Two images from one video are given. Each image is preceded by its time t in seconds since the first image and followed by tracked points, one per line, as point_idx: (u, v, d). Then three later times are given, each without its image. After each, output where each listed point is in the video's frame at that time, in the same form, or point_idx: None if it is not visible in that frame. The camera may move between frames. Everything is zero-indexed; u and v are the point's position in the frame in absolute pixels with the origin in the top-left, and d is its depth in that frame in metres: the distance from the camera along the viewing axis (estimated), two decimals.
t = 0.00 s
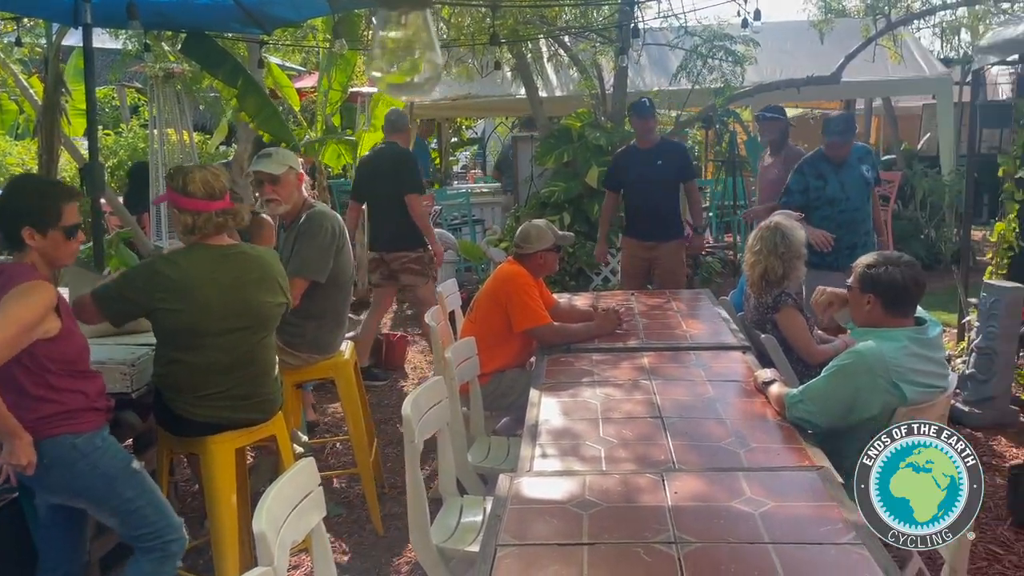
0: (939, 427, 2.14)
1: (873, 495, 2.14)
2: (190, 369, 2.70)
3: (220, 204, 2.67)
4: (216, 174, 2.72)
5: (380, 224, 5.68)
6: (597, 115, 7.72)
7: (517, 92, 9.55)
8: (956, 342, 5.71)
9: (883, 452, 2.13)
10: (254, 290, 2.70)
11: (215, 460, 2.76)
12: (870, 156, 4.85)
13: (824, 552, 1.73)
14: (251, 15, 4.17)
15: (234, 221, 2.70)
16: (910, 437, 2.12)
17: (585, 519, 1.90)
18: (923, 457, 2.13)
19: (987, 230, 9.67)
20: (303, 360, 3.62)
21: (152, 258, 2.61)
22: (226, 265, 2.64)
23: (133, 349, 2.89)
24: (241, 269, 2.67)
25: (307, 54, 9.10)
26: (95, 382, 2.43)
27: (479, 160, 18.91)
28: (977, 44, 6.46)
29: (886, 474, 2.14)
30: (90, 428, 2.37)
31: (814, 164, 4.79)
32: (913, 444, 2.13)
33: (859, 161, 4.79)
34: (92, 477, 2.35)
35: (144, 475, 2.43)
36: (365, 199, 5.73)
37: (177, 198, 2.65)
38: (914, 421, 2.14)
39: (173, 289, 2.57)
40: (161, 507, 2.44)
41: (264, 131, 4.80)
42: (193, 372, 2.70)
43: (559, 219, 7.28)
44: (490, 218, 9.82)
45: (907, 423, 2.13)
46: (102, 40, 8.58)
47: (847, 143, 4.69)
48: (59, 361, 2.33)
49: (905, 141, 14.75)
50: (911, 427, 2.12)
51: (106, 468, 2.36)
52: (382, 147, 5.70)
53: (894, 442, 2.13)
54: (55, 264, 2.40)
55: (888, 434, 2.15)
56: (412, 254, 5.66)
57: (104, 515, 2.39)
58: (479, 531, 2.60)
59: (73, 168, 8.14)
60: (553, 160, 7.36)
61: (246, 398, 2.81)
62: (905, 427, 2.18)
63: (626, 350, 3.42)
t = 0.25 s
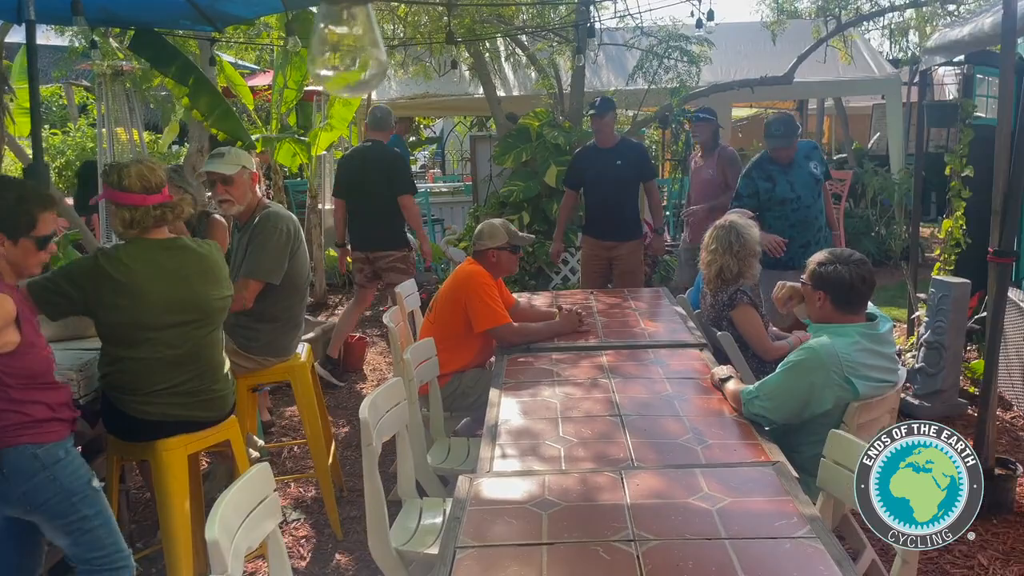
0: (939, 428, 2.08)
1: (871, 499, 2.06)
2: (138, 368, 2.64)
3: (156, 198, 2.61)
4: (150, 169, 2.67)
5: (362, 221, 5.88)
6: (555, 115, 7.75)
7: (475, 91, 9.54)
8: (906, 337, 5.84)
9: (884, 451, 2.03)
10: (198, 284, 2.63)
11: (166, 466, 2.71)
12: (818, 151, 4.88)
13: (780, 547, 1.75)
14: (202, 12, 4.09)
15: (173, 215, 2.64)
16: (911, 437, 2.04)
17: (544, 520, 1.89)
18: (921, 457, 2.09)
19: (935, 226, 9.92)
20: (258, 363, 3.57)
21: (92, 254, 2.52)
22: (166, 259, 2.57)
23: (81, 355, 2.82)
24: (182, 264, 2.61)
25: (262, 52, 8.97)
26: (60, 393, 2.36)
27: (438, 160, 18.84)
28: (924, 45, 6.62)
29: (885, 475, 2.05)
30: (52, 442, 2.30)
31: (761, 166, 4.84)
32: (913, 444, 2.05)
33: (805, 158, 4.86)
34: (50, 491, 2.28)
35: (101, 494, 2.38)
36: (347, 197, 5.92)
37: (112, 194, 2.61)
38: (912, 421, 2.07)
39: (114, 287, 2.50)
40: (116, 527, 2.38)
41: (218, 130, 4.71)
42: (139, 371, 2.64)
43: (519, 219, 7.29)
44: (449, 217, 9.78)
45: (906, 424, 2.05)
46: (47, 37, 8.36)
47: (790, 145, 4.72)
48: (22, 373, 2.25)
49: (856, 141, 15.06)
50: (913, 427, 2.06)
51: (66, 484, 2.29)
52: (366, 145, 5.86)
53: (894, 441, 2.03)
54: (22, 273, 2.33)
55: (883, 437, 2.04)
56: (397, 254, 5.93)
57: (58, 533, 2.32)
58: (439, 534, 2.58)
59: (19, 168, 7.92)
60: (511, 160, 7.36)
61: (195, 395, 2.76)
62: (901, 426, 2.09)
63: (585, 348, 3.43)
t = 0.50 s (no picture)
0: (938, 427, 2.07)
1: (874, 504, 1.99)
2: (85, 368, 2.59)
3: (93, 194, 2.59)
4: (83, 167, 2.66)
5: (334, 218, 5.94)
6: (513, 114, 7.75)
7: (432, 90, 9.50)
8: (858, 332, 5.96)
9: (889, 452, 2.01)
10: (144, 282, 2.59)
11: (118, 473, 2.64)
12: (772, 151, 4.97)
13: (737, 541, 1.77)
14: (151, 9, 4.00)
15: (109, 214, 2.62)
16: (916, 436, 2.05)
17: (504, 519, 1.89)
18: (921, 455, 2.08)
19: (884, 224, 10.15)
20: (211, 366, 3.51)
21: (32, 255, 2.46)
22: (109, 257, 2.52)
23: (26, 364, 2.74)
24: (126, 261, 2.55)
25: (214, 50, 8.82)
26: (40, 408, 2.31)
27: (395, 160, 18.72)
28: (873, 46, 6.77)
29: (887, 474, 2.00)
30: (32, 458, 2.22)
31: (717, 165, 4.92)
32: (918, 443, 2.07)
33: (761, 157, 4.92)
34: (25, 509, 2.17)
35: (78, 515, 2.28)
36: (318, 194, 5.97)
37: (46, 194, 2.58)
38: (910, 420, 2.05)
39: (57, 288, 2.44)
40: (90, 550, 2.29)
41: (170, 129, 4.60)
42: (87, 372, 2.60)
43: (477, 218, 7.28)
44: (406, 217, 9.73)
45: (907, 421, 2.03)
46: None
47: (745, 144, 4.78)
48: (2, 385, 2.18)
49: (807, 140, 15.35)
50: (914, 425, 2.04)
51: (44, 500, 2.20)
52: (338, 143, 5.89)
53: (901, 443, 2.02)
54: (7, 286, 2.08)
55: (885, 433, 1.99)
56: (368, 253, 6.05)
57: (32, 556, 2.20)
58: (399, 536, 2.56)
59: None
60: (469, 159, 7.34)
61: (147, 394, 2.72)
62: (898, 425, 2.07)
63: (544, 347, 3.43)
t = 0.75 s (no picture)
0: (938, 431, 3.33)
1: (875, 491, 3.39)
2: (30, 368, 2.58)
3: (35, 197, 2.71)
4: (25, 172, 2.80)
5: (299, 218, 5.83)
6: (473, 113, 7.73)
7: (392, 89, 9.44)
8: (814, 328, 6.06)
9: (888, 451, 3.26)
10: (87, 282, 2.56)
11: (70, 481, 2.56)
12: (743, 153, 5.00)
13: (698, 537, 1.78)
14: (101, 6, 3.91)
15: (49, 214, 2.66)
16: (910, 440, 3.27)
17: (467, 521, 1.88)
18: (922, 456, 3.28)
19: (838, 222, 10.34)
20: (166, 371, 3.44)
21: None
22: (53, 258, 2.50)
23: None
24: (75, 263, 2.54)
25: (167, 47, 8.65)
26: (22, 417, 2.26)
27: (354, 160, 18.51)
28: (827, 46, 6.88)
29: (886, 469, 3.31)
30: (14, 463, 2.11)
31: (683, 165, 4.96)
32: (915, 445, 3.27)
33: (728, 158, 4.95)
34: None
35: (45, 530, 2.23)
36: (283, 194, 5.83)
37: None
38: (906, 430, 3.28)
39: None
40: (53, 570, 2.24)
41: (121, 128, 4.49)
42: (33, 373, 2.58)
43: (439, 218, 7.24)
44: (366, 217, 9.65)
45: (907, 429, 3.29)
46: None
47: (712, 146, 4.83)
48: None
49: (764, 139, 15.55)
50: (909, 432, 3.28)
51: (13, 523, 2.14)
52: (303, 143, 5.76)
53: (898, 444, 3.25)
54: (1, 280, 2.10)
55: (883, 439, 3.42)
56: (334, 251, 5.94)
57: None
58: (361, 540, 2.53)
59: None
60: (430, 158, 7.30)
61: (98, 398, 2.68)
62: (897, 434, 3.34)
63: (506, 347, 3.42)
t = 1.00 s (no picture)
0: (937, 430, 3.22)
1: (875, 490, 3.36)
2: None
3: None
4: None
5: (261, 217, 5.74)
6: (436, 112, 7.70)
7: (353, 87, 9.36)
8: (775, 324, 6.14)
9: (888, 449, 3.23)
10: (42, 288, 2.50)
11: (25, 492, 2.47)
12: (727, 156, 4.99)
13: (663, 534, 1.79)
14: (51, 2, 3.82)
15: None
16: (911, 438, 3.21)
17: (433, 523, 1.87)
18: (922, 456, 3.20)
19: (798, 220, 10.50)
20: (124, 375, 3.37)
21: None
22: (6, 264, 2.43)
23: None
24: (29, 271, 2.47)
25: (122, 45, 8.48)
26: None
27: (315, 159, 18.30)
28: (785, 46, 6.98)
29: (885, 468, 3.26)
30: None
31: (666, 164, 4.96)
32: (913, 444, 3.20)
33: (711, 160, 4.93)
34: None
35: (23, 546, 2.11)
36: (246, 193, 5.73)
37: None
38: (907, 427, 3.22)
39: None
40: None
41: (73, 128, 4.38)
42: None
43: (402, 217, 7.19)
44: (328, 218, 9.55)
45: (907, 428, 3.20)
46: None
47: (691, 146, 4.84)
48: None
49: (725, 137, 15.70)
50: (911, 432, 3.20)
51: None
52: (268, 143, 5.67)
53: (898, 442, 3.21)
54: None
55: (883, 438, 3.38)
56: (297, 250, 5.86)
57: None
58: (325, 544, 2.50)
59: None
60: (392, 157, 7.25)
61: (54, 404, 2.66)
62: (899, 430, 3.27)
63: (471, 347, 3.41)
